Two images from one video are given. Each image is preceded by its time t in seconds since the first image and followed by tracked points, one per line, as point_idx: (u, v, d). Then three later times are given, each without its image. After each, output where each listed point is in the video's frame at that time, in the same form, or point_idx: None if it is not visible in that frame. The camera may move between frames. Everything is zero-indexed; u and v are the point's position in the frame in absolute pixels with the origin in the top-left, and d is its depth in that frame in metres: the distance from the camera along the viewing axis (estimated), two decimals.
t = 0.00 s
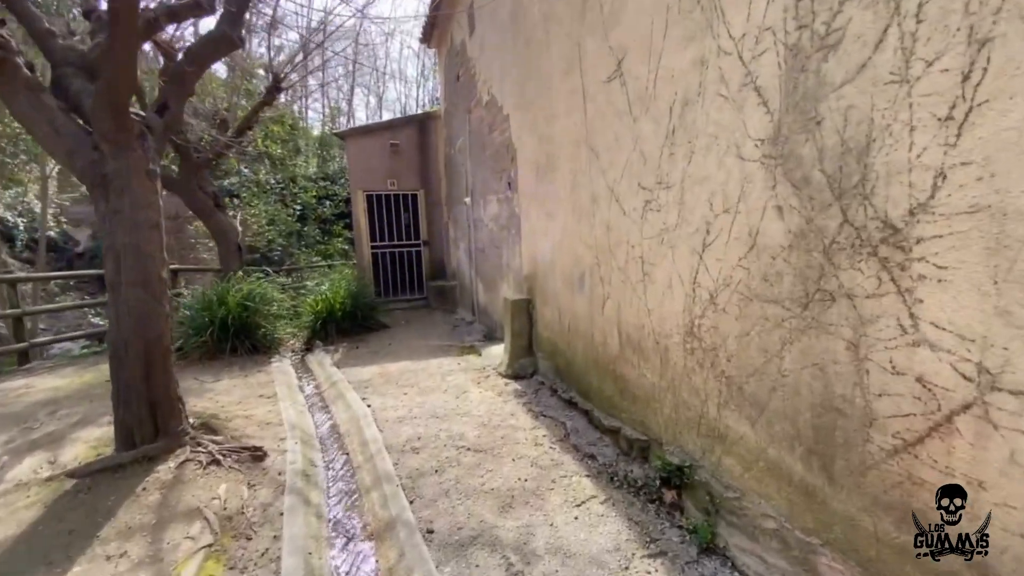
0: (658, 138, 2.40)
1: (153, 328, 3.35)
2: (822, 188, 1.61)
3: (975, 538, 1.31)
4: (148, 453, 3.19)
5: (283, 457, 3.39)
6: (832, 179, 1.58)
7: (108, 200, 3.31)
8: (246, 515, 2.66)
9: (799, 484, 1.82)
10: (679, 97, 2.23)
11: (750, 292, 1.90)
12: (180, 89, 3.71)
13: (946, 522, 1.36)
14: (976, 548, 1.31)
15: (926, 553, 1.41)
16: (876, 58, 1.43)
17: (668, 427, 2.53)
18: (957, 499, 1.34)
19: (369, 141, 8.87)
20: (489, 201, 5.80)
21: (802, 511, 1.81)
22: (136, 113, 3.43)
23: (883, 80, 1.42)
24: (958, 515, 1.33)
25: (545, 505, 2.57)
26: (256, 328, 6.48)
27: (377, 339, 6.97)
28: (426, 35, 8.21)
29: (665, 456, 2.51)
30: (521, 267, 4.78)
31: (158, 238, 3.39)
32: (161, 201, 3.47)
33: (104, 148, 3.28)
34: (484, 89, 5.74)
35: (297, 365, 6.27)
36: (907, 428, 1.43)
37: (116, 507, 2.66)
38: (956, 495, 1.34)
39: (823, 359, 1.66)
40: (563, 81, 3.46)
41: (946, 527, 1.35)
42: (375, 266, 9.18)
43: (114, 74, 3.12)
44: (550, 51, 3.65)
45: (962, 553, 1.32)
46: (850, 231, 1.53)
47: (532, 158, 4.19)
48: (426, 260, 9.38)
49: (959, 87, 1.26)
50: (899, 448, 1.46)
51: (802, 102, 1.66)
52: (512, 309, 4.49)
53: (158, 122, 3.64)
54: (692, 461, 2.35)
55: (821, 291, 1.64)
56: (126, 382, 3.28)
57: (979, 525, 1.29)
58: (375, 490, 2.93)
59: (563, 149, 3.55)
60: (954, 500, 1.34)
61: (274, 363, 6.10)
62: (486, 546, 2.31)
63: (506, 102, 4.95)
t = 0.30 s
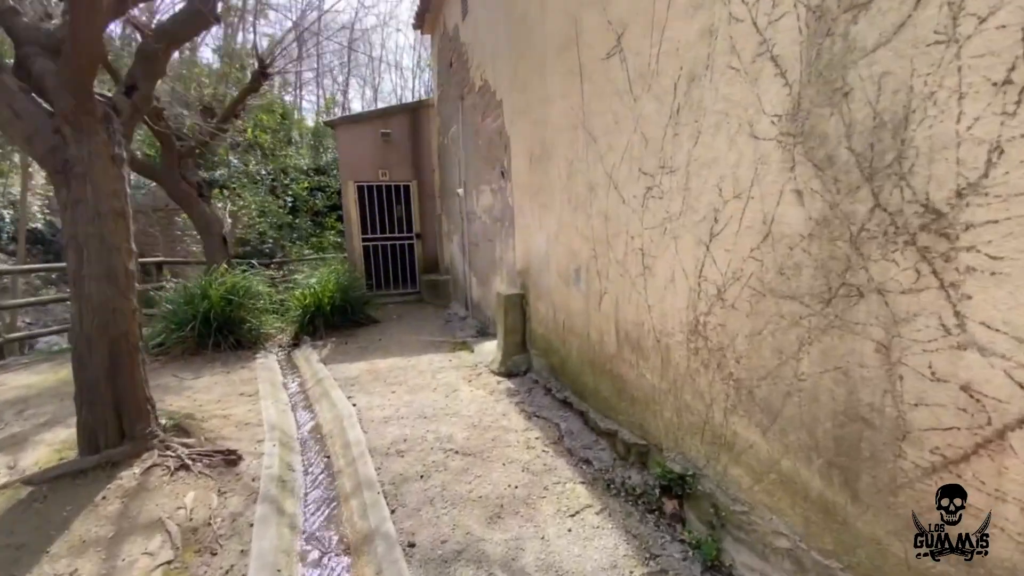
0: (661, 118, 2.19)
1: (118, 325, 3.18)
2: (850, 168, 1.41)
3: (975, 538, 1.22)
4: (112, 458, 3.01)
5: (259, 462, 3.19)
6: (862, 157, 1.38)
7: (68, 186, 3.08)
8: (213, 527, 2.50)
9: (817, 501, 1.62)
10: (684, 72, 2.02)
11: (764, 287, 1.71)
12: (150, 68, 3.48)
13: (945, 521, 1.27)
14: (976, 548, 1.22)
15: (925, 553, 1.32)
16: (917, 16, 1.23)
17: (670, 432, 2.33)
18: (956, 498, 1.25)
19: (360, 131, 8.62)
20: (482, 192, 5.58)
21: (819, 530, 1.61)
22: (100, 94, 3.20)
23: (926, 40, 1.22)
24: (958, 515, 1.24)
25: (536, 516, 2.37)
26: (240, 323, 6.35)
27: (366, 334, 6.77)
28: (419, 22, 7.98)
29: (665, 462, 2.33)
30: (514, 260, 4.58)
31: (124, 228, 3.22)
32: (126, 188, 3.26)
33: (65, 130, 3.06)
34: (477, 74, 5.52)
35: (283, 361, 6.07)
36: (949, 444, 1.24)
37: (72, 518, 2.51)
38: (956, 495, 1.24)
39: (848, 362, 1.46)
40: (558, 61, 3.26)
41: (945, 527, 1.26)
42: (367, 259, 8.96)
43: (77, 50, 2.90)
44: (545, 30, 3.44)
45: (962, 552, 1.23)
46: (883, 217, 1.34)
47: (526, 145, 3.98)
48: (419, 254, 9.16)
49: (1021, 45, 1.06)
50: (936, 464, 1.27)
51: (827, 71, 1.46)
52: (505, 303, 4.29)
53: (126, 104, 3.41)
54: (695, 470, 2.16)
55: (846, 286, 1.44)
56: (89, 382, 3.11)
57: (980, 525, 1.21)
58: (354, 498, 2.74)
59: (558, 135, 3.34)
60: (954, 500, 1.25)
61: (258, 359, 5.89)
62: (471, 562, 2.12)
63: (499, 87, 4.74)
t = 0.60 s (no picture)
0: (670, 104, 1.90)
1: (79, 327, 2.99)
2: (904, 160, 1.12)
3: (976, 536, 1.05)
4: (68, 471, 2.83)
5: (228, 477, 2.96)
6: (921, 146, 1.08)
7: (26, 175, 2.91)
8: (164, 555, 2.28)
9: (849, 565, 1.33)
10: (697, 49, 1.73)
11: (789, 304, 1.41)
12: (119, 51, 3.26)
13: (944, 520, 1.09)
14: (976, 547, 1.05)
15: (923, 553, 1.15)
16: None
17: (675, 462, 2.03)
18: (956, 496, 1.07)
19: (362, 123, 8.36)
20: (483, 187, 5.29)
21: None
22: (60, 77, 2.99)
23: None
24: (957, 515, 1.07)
25: (521, 554, 2.09)
26: (232, 320, 6.14)
27: (363, 333, 6.53)
28: (423, 11, 7.71)
29: (667, 496, 2.04)
30: (513, 260, 4.29)
31: (86, 222, 3.02)
32: (89, 177, 3.06)
33: (22, 116, 2.87)
34: (479, 63, 5.23)
35: (276, 361, 5.85)
36: None
37: (12, 541, 2.36)
38: (954, 493, 1.07)
39: (895, 402, 1.17)
40: (558, 44, 2.96)
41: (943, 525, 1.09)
42: (368, 255, 8.71)
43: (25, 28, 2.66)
44: (545, 10, 3.15)
45: (961, 552, 1.06)
46: (949, 223, 1.04)
47: (525, 137, 3.68)
48: (421, 250, 8.89)
49: None
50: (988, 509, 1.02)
51: (876, 38, 1.16)
52: (501, 305, 4.00)
53: (91, 88, 3.18)
54: (701, 509, 1.88)
55: (896, 308, 1.15)
56: (48, 388, 2.93)
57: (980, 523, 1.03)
58: (323, 523, 2.50)
59: (558, 125, 3.05)
60: (953, 498, 1.08)
61: (248, 358, 5.67)
62: None
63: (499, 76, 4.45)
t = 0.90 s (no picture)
0: (691, 101, 1.69)
1: (60, 333, 2.87)
2: (982, 169, 0.90)
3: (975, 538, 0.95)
4: (46, 484, 2.74)
5: (213, 493, 2.81)
6: (1005, 152, 0.87)
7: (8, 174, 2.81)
8: None
9: None
10: (723, 38, 1.52)
11: (827, 336, 1.20)
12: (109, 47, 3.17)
13: (943, 521, 0.98)
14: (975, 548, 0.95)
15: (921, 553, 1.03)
16: None
17: (688, 501, 1.80)
18: (956, 496, 0.97)
19: (373, 122, 8.22)
20: (492, 190, 5.10)
21: None
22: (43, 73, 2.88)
23: None
24: (956, 514, 0.96)
25: None
26: (235, 322, 6.03)
27: (368, 337, 6.37)
28: (436, 8, 7.56)
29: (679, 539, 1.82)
30: (520, 267, 4.10)
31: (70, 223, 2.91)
32: (74, 177, 2.95)
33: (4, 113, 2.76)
34: (490, 60, 5.03)
35: (279, 364, 5.71)
36: None
37: None
38: (952, 490, 0.97)
39: (962, 465, 0.95)
40: (570, 38, 2.76)
41: (944, 527, 0.98)
42: (376, 256, 8.57)
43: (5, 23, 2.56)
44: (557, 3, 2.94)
45: (959, 550, 0.96)
46: None
47: (534, 138, 3.48)
48: (430, 252, 8.72)
49: None
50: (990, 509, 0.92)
51: (945, 20, 0.95)
52: (507, 313, 3.80)
53: (79, 84, 3.07)
54: (718, 558, 1.63)
55: (967, 351, 0.93)
56: (28, 398, 2.82)
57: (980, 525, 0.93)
58: (307, 550, 2.33)
59: (568, 126, 2.85)
60: (952, 496, 0.97)
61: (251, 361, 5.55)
62: None
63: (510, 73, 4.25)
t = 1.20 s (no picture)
0: (735, 72, 1.43)
1: (47, 332, 2.70)
2: None
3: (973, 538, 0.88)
4: (28, 491, 2.57)
5: (203, 504, 2.62)
6: None
7: None
8: None
9: None
10: None
11: (921, 356, 0.94)
12: (109, 32, 2.98)
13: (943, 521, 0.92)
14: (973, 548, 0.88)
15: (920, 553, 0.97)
16: None
17: (724, 540, 1.55)
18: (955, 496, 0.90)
19: (389, 119, 8.04)
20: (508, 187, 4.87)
21: None
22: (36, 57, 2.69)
23: None
24: (956, 514, 0.89)
25: None
26: (245, 321, 5.88)
27: (380, 337, 6.18)
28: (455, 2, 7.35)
29: None
30: (536, 267, 3.86)
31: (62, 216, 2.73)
32: (67, 168, 2.77)
33: None
34: (508, 51, 4.79)
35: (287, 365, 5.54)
36: None
37: None
38: (951, 490, 0.91)
39: None
40: (593, 16, 2.51)
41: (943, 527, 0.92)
42: (391, 256, 8.39)
43: None
44: None
45: (958, 549, 0.89)
46: None
47: (553, 129, 3.23)
48: (446, 252, 8.52)
49: None
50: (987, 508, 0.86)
51: None
52: (522, 316, 3.57)
53: (76, 70, 2.88)
54: None
55: None
56: (12, 400, 2.66)
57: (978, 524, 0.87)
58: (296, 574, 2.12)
59: (589, 113, 2.60)
60: (951, 495, 0.91)
61: (259, 361, 5.39)
62: None
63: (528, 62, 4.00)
